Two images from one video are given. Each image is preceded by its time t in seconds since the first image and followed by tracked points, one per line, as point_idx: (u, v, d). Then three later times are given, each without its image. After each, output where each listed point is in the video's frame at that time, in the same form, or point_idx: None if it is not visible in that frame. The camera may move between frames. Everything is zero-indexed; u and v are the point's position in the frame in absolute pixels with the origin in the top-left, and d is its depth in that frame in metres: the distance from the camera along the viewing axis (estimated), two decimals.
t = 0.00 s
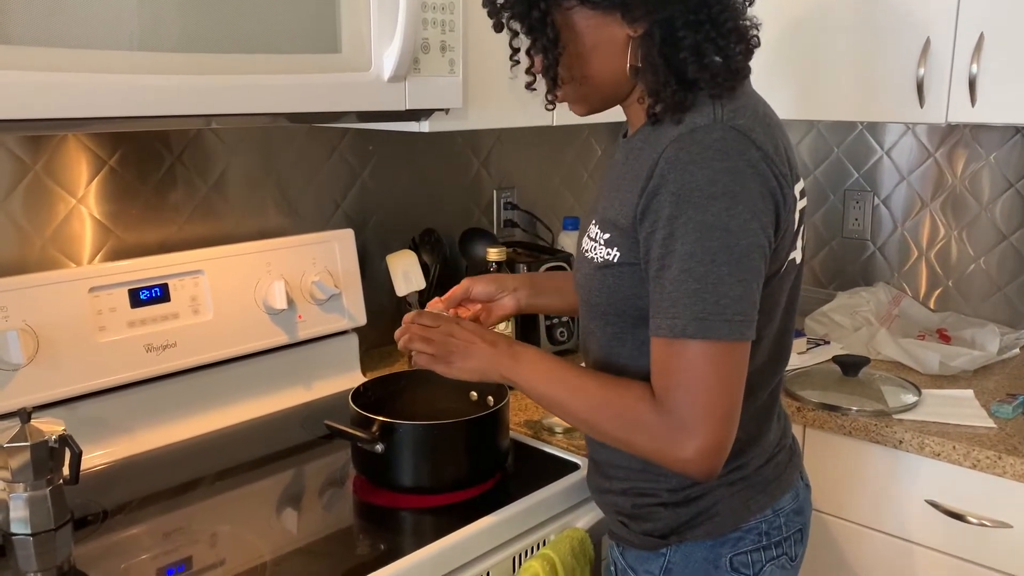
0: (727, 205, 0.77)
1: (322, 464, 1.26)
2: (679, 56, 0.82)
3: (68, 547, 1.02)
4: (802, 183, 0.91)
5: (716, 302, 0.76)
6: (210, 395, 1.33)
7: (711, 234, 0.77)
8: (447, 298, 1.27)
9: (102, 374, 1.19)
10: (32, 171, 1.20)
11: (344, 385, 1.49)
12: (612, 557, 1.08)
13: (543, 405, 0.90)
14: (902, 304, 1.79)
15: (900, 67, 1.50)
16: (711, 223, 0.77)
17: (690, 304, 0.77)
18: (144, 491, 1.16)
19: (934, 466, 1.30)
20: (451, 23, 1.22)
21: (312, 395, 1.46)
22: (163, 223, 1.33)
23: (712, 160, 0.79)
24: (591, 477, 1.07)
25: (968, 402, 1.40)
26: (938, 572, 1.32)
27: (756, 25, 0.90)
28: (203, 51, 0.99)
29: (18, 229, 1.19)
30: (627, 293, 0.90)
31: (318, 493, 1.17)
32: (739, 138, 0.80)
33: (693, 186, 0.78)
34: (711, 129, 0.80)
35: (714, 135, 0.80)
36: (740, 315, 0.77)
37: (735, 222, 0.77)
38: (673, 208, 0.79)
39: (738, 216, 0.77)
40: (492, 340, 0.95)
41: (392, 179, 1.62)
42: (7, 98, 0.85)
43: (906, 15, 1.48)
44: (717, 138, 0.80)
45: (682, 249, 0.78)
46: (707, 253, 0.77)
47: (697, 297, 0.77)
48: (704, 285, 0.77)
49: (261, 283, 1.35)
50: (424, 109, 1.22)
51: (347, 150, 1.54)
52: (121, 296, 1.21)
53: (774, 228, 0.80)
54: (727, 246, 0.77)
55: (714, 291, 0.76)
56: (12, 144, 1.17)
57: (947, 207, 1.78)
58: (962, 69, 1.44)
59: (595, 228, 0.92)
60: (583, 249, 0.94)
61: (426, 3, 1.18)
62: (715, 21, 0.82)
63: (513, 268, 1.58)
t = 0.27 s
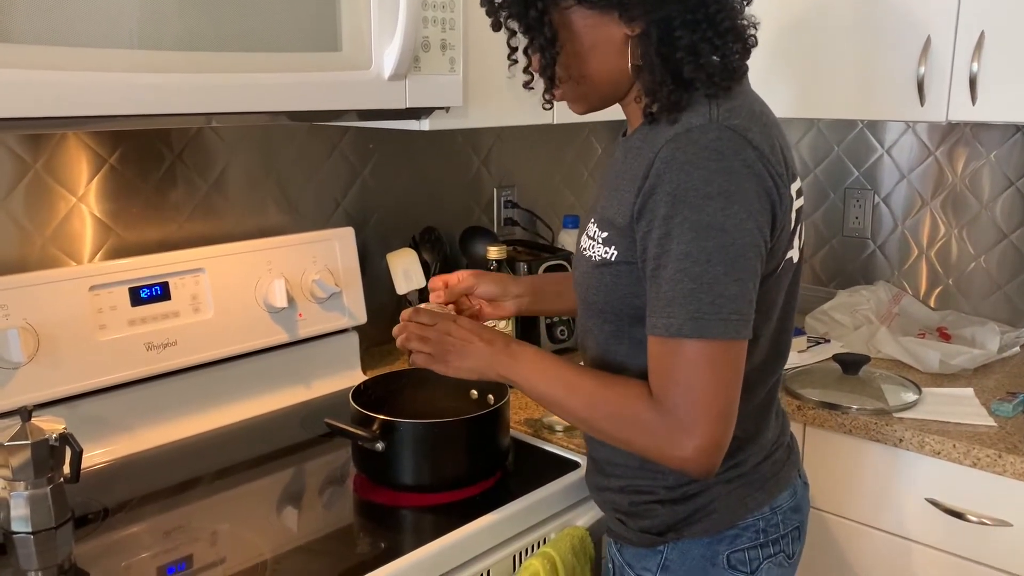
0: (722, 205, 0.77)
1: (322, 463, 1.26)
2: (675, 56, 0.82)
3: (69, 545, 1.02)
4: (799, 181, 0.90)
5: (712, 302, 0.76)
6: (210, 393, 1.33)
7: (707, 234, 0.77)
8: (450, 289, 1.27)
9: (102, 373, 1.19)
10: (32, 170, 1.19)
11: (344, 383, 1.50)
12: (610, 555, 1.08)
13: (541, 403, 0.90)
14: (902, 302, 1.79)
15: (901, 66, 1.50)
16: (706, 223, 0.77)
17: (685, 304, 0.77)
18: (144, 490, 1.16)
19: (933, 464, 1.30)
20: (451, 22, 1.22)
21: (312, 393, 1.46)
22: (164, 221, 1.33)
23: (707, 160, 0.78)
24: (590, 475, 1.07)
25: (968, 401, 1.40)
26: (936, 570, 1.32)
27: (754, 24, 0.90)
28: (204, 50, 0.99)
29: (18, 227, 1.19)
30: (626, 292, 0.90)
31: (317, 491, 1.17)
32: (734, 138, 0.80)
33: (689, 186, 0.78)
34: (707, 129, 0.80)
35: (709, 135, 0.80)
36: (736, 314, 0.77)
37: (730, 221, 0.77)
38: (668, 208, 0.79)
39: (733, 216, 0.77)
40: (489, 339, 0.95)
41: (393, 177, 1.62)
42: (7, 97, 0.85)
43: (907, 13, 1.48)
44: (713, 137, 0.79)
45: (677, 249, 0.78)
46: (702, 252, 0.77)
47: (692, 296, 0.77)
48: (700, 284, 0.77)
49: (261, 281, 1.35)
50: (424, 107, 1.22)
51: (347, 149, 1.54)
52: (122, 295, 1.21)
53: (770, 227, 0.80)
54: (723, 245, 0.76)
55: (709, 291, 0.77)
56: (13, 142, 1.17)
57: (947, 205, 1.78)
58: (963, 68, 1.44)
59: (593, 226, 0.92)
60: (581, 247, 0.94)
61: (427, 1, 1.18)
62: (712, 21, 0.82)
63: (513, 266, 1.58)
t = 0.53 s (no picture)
0: (720, 202, 0.77)
1: (322, 461, 1.26)
2: (672, 53, 0.82)
3: (69, 543, 1.02)
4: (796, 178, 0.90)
5: (710, 298, 0.76)
6: (210, 392, 1.33)
7: (705, 230, 0.77)
8: (454, 281, 1.27)
9: (103, 371, 1.19)
10: (32, 168, 1.19)
11: (344, 381, 1.50)
12: (609, 552, 1.08)
13: (540, 401, 0.90)
14: (902, 300, 1.79)
15: (901, 64, 1.50)
16: (705, 219, 0.77)
17: (683, 300, 0.77)
18: (144, 488, 1.17)
19: (933, 462, 1.30)
20: (451, 20, 1.22)
21: (312, 391, 1.46)
22: (163, 220, 1.33)
23: (705, 157, 0.78)
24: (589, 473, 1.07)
25: (968, 399, 1.40)
26: (936, 567, 1.32)
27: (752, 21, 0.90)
28: (205, 48, 0.99)
29: (18, 225, 1.19)
30: (624, 289, 0.90)
31: (318, 489, 1.17)
32: (732, 134, 0.80)
33: (687, 183, 0.78)
34: (704, 125, 0.80)
35: (707, 131, 0.80)
36: (734, 311, 0.77)
37: (728, 218, 0.77)
38: (667, 205, 0.79)
39: (731, 212, 0.77)
40: (486, 338, 0.94)
41: (393, 175, 1.61)
42: (7, 95, 0.85)
43: (907, 12, 1.48)
44: (710, 134, 0.79)
45: (676, 245, 0.78)
46: (701, 249, 0.77)
47: (690, 293, 0.77)
48: (698, 280, 0.77)
49: (262, 280, 1.35)
50: (424, 105, 1.22)
51: (347, 147, 1.54)
52: (122, 293, 1.21)
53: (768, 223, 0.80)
54: (721, 242, 0.76)
55: (708, 287, 0.76)
56: (13, 141, 1.17)
57: (948, 203, 1.78)
58: (963, 66, 1.44)
59: (591, 224, 0.92)
60: (580, 245, 0.94)
61: None
62: (710, 18, 0.82)
63: (513, 264, 1.58)
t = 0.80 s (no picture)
0: (718, 200, 0.77)
1: (322, 460, 1.26)
2: (672, 52, 0.82)
3: (69, 542, 1.02)
4: (796, 177, 0.90)
5: (707, 296, 0.76)
6: (210, 390, 1.33)
7: (703, 228, 0.76)
8: (448, 288, 1.27)
9: (102, 370, 1.19)
10: (32, 166, 1.19)
11: (343, 380, 1.49)
12: (609, 550, 1.08)
13: (536, 399, 0.90)
14: (902, 299, 1.79)
15: (902, 63, 1.50)
16: (702, 217, 0.77)
17: (680, 298, 0.77)
18: (144, 487, 1.16)
19: (933, 460, 1.30)
20: (451, 18, 1.22)
21: (312, 390, 1.46)
22: (163, 218, 1.33)
23: (704, 154, 0.78)
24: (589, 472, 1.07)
25: (968, 397, 1.40)
26: (936, 565, 1.32)
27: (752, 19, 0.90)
28: (206, 47, 0.99)
29: (18, 224, 1.19)
30: (624, 287, 0.89)
31: (318, 488, 1.17)
32: (731, 133, 0.80)
33: (685, 180, 0.78)
34: (704, 123, 0.80)
35: (706, 130, 0.80)
36: (730, 309, 0.77)
37: (726, 216, 0.77)
38: (665, 202, 0.79)
39: (729, 210, 0.77)
40: (482, 334, 0.94)
41: (392, 174, 1.61)
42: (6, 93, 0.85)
43: (907, 10, 1.48)
44: (708, 132, 0.79)
45: (673, 243, 0.78)
46: (698, 247, 0.76)
47: (687, 290, 0.77)
48: (695, 278, 0.76)
49: (261, 278, 1.34)
50: (424, 104, 1.22)
51: (347, 145, 1.54)
52: (121, 292, 1.21)
53: (766, 222, 0.80)
54: (719, 240, 0.76)
55: (705, 284, 0.76)
56: (13, 139, 1.17)
57: (948, 202, 1.77)
58: (963, 64, 1.44)
59: (591, 223, 0.92)
60: (579, 243, 0.94)
61: None
62: (710, 17, 0.82)
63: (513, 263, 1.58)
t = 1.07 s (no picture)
0: (718, 199, 0.77)
1: (321, 458, 1.26)
2: (671, 51, 0.82)
3: (68, 541, 1.02)
4: (794, 175, 0.90)
5: (708, 295, 0.76)
6: (209, 389, 1.33)
7: (703, 227, 0.76)
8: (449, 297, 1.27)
9: (101, 369, 1.19)
10: (30, 165, 1.19)
11: (342, 379, 1.49)
12: (607, 548, 1.08)
13: (538, 403, 0.90)
14: (901, 297, 1.79)
15: (901, 61, 1.50)
16: (702, 216, 0.76)
17: (682, 298, 0.77)
18: (143, 486, 1.16)
19: (932, 458, 1.30)
20: (450, 17, 1.22)
21: (311, 388, 1.46)
22: (162, 217, 1.33)
23: (703, 153, 0.78)
24: (588, 471, 1.07)
25: (967, 396, 1.40)
26: (935, 563, 1.32)
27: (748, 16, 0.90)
28: (205, 45, 0.99)
29: (17, 222, 1.19)
30: (623, 286, 0.89)
31: (317, 486, 1.17)
32: (730, 132, 0.80)
33: (684, 180, 0.78)
34: (703, 122, 0.80)
35: (705, 129, 0.80)
36: (732, 308, 0.77)
37: (726, 215, 0.76)
38: (664, 202, 0.78)
39: (729, 209, 0.77)
40: (482, 341, 0.94)
41: (392, 173, 1.61)
42: (5, 91, 0.85)
43: (907, 8, 1.48)
44: (707, 131, 0.79)
45: (673, 242, 0.77)
46: (698, 246, 0.76)
47: (689, 290, 0.76)
48: (696, 277, 0.76)
49: (260, 276, 1.34)
50: (423, 102, 1.22)
51: (346, 144, 1.54)
52: (120, 291, 1.21)
53: (765, 220, 0.80)
54: (720, 239, 0.76)
55: (706, 284, 0.76)
56: (11, 137, 1.17)
57: (947, 200, 1.77)
58: (963, 63, 1.44)
59: (590, 221, 0.92)
60: (578, 242, 0.93)
61: None
62: (708, 15, 0.82)
63: (512, 262, 1.58)
